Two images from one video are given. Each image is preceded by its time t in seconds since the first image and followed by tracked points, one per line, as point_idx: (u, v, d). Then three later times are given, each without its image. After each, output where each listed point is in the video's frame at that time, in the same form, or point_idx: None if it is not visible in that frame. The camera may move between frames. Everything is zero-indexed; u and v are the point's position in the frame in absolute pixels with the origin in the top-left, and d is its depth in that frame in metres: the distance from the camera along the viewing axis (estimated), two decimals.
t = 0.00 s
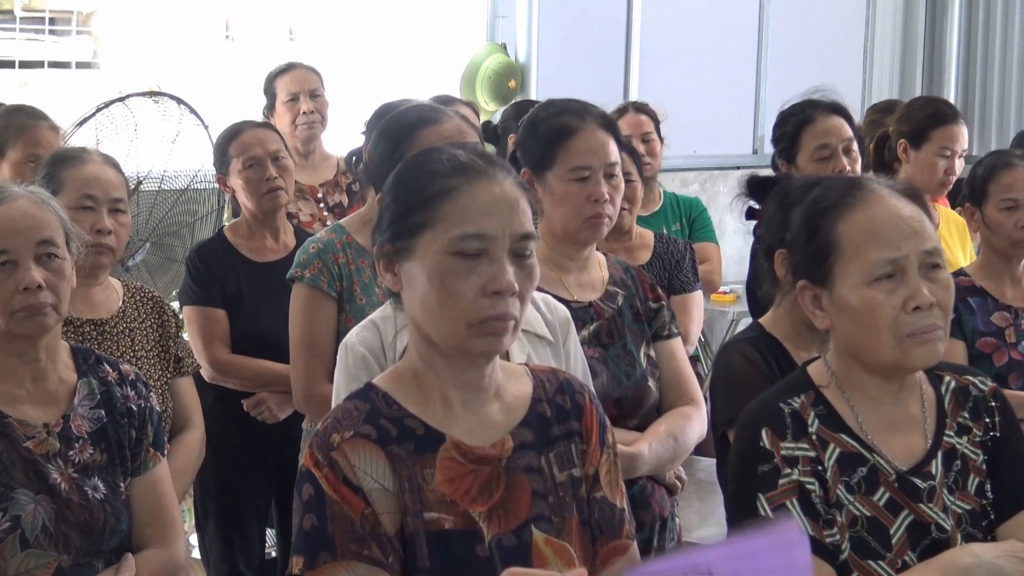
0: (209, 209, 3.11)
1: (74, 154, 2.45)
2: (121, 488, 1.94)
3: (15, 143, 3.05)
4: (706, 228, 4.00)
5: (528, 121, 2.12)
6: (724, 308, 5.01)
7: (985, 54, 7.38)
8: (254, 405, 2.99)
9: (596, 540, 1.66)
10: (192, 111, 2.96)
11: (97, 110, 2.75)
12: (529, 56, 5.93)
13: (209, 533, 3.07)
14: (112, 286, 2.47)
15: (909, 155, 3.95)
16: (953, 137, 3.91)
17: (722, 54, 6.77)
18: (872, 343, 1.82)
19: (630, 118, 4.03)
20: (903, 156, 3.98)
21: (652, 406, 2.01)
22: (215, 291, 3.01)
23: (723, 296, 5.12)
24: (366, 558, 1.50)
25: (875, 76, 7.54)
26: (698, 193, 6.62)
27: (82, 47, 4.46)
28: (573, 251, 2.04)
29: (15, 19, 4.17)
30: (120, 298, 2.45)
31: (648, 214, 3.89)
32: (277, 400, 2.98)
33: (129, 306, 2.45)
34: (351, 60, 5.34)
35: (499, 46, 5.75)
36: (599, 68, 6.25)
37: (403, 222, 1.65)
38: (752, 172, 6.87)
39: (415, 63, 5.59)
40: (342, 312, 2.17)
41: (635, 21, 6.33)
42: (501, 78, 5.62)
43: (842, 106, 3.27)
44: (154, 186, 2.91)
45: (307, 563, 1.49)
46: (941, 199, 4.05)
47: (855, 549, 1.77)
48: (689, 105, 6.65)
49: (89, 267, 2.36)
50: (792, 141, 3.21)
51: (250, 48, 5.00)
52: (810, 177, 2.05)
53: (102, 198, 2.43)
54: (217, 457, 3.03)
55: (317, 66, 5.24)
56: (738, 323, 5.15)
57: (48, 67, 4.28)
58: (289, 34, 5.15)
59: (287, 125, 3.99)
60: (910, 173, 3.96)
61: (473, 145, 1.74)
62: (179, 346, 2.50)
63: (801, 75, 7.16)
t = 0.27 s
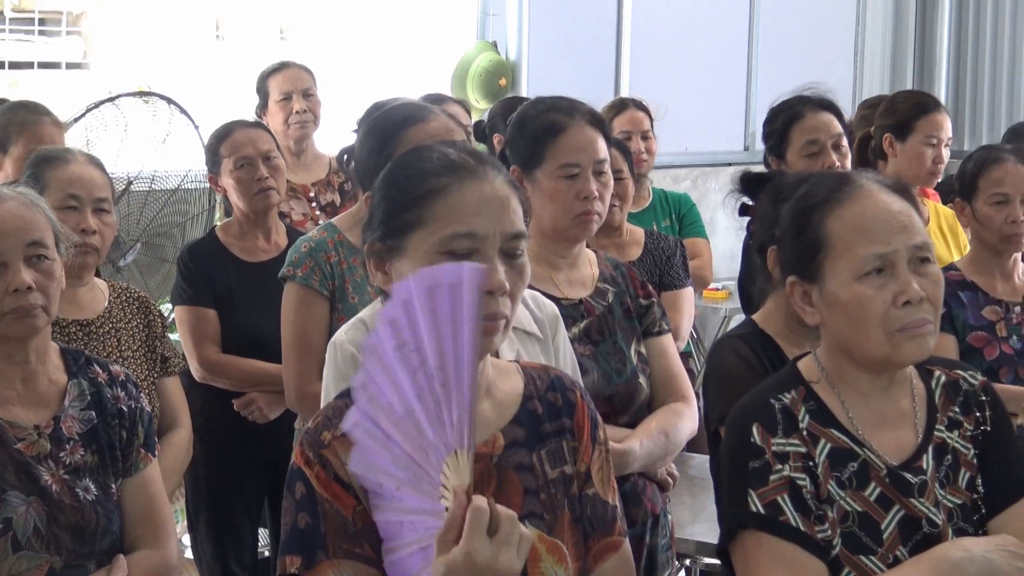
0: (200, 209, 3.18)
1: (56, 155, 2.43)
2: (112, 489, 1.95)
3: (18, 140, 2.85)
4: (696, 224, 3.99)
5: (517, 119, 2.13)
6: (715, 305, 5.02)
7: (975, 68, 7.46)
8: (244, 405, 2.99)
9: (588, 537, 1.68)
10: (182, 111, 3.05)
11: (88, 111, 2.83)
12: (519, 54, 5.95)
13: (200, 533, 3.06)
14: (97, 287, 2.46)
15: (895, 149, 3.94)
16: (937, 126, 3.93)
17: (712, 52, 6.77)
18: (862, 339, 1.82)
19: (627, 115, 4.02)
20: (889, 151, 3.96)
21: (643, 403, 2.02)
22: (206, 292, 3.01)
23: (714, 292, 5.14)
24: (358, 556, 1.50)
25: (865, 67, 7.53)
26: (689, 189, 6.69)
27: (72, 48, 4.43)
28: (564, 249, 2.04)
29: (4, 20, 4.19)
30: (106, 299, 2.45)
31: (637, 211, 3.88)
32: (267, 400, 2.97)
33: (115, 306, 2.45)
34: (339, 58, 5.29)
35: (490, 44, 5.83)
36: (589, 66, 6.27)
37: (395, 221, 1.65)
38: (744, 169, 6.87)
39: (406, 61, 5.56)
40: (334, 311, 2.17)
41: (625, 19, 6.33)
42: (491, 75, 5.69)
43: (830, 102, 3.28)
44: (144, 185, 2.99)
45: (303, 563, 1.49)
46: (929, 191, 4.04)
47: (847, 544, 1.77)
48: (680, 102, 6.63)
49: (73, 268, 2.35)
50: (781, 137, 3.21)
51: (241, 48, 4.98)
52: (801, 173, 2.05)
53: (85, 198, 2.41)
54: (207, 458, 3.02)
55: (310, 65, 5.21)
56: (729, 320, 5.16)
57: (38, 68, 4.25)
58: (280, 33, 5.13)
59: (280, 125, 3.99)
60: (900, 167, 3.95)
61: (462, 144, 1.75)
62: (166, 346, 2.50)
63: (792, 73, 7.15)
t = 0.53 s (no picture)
0: (188, 207, 3.18)
1: (34, 152, 2.40)
2: (99, 488, 1.95)
3: (13, 137, 2.85)
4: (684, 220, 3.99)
5: (503, 116, 2.13)
6: (705, 300, 5.03)
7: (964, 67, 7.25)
8: (233, 403, 2.99)
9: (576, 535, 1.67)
10: (171, 109, 3.02)
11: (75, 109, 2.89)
12: (508, 50, 5.90)
13: (190, 532, 3.08)
14: (80, 284, 2.46)
15: (883, 142, 3.93)
16: (923, 116, 3.91)
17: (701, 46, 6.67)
18: (849, 334, 1.82)
19: (611, 112, 4.04)
20: (877, 146, 3.96)
21: (631, 399, 2.04)
22: (194, 289, 3.03)
23: (705, 288, 5.15)
24: (343, 556, 1.49)
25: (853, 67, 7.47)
26: (679, 185, 6.64)
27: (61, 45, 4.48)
28: (552, 246, 2.05)
29: None
30: (88, 296, 2.45)
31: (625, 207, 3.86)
32: (256, 398, 2.99)
33: (97, 303, 2.46)
34: (328, 56, 5.30)
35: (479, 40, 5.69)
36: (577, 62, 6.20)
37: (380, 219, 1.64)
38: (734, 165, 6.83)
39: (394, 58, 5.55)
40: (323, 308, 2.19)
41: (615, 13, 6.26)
42: (480, 72, 5.55)
43: (819, 97, 3.27)
44: (132, 183, 3.00)
45: (286, 561, 1.48)
46: (917, 185, 4.02)
47: (834, 540, 1.77)
48: (671, 95, 6.59)
49: (56, 266, 2.35)
50: (769, 133, 3.21)
51: (230, 44, 4.97)
52: (789, 168, 2.04)
53: (65, 195, 2.39)
54: (197, 454, 3.04)
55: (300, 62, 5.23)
56: (719, 316, 5.17)
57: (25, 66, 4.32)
58: (269, 30, 5.12)
59: (270, 122, 4.00)
60: (889, 160, 3.93)
61: (449, 140, 1.74)
62: (148, 342, 2.51)
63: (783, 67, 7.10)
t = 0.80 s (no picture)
0: (173, 203, 3.18)
1: (12, 147, 2.39)
2: (79, 484, 1.94)
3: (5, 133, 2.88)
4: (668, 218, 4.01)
5: (488, 112, 2.18)
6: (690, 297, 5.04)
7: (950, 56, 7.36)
8: (218, 400, 3.00)
9: (559, 533, 1.67)
10: (155, 104, 3.03)
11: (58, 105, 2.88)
12: (494, 48, 5.85)
13: (175, 530, 3.08)
14: (59, 279, 2.46)
15: (871, 139, 3.93)
16: (910, 112, 3.92)
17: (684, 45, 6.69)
18: (832, 332, 1.82)
19: (595, 110, 4.05)
20: (865, 142, 3.96)
21: (615, 394, 2.03)
22: (179, 285, 3.03)
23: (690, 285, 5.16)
24: (326, 555, 1.51)
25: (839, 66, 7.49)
26: (664, 182, 6.64)
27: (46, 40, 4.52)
28: (536, 243, 2.08)
29: None
30: (67, 291, 2.45)
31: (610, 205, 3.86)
32: (241, 395, 2.98)
33: (76, 300, 2.45)
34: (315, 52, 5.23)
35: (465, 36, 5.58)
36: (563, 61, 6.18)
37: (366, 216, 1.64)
38: (719, 163, 6.85)
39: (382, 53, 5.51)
40: (307, 305, 2.19)
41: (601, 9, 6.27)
42: (466, 69, 5.42)
43: (804, 95, 3.27)
44: (117, 179, 3.00)
45: (271, 559, 1.52)
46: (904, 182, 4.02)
47: (817, 539, 1.77)
48: (659, 93, 6.60)
49: (34, 262, 2.34)
50: (754, 130, 3.21)
51: (217, 42, 4.92)
52: (773, 166, 2.04)
53: (42, 190, 2.38)
54: (180, 450, 3.05)
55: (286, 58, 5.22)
56: (704, 313, 5.18)
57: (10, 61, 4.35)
58: (255, 26, 5.07)
59: (256, 118, 4.00)
60: (878, 156, 3.92)
61: (434, 137, 1.73)
62: (127, 341, 2.50)
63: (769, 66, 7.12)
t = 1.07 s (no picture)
0: (154, 203, 3.24)
1: None
2: (58, 484, 1.94)
3: None
4: (652, 217, 4.01)
5: (470, 111, 2.19)
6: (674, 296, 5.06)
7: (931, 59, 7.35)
8: (201, 399, 3.00)
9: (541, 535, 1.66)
10: (136, 103, 3.14)
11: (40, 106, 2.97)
12: (477, 47, 5.85)
13: (157, 529, 3.07)
14: (37, 278, 2.46)
15: (856, 138, 3.91)
16: (895, 110, 3.93)
17: (668, 45, 6.67)
18: (815, 330, 1.81)
19: (583, 111, 4.05)
20: (851, 141, 3.95)
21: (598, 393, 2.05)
22: (162, 285, 3.03)
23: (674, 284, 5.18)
24: (305, 555, 1.47)
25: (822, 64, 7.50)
26: (648, 181, 6.62)
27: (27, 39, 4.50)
28: (518, 242, 2.09)
29: None
30: (45, 291, 2.45)
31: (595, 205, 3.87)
32: (223, 394, 2.99)
33: (54, 300, 2.46)
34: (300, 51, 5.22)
35: (447, 35, 5.70)
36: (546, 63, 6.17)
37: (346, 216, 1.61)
38: (702, 161, 6.85)
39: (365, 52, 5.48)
40: (288, 304, 2.20)
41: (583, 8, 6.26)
42: (448, 68, 5.54)
43: (785, 94, 3.27)
44: (98, 178, 3.08)
45: (247, 561, 1.46)
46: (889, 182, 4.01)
47: (801, 538, 1.76)
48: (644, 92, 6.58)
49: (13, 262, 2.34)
50: (736, 129, 3.21)
51: (197, 40, 4.90)
52: (755, 166, 2.04)
53: (20, 189, 2.36)
54: (162, 448, 3.05)
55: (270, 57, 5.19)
56: (688, 311, 5.19)
57: None
58: (237, 25, 5.04)
59: (240, 116, 4.00)
60: (863, 156, 3.91)
61: (417, 137, 1.72)
62: (105, 341, 2.50)
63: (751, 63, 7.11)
